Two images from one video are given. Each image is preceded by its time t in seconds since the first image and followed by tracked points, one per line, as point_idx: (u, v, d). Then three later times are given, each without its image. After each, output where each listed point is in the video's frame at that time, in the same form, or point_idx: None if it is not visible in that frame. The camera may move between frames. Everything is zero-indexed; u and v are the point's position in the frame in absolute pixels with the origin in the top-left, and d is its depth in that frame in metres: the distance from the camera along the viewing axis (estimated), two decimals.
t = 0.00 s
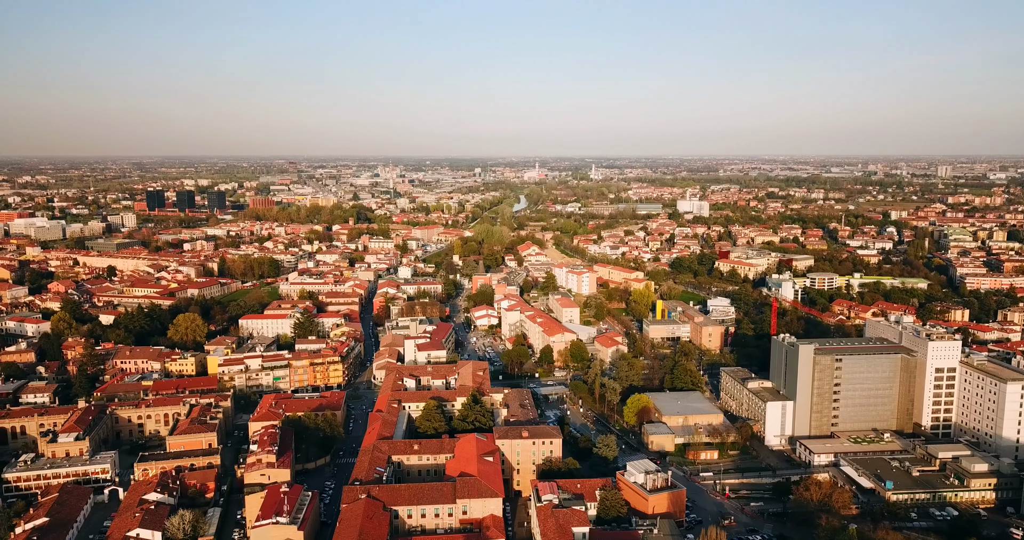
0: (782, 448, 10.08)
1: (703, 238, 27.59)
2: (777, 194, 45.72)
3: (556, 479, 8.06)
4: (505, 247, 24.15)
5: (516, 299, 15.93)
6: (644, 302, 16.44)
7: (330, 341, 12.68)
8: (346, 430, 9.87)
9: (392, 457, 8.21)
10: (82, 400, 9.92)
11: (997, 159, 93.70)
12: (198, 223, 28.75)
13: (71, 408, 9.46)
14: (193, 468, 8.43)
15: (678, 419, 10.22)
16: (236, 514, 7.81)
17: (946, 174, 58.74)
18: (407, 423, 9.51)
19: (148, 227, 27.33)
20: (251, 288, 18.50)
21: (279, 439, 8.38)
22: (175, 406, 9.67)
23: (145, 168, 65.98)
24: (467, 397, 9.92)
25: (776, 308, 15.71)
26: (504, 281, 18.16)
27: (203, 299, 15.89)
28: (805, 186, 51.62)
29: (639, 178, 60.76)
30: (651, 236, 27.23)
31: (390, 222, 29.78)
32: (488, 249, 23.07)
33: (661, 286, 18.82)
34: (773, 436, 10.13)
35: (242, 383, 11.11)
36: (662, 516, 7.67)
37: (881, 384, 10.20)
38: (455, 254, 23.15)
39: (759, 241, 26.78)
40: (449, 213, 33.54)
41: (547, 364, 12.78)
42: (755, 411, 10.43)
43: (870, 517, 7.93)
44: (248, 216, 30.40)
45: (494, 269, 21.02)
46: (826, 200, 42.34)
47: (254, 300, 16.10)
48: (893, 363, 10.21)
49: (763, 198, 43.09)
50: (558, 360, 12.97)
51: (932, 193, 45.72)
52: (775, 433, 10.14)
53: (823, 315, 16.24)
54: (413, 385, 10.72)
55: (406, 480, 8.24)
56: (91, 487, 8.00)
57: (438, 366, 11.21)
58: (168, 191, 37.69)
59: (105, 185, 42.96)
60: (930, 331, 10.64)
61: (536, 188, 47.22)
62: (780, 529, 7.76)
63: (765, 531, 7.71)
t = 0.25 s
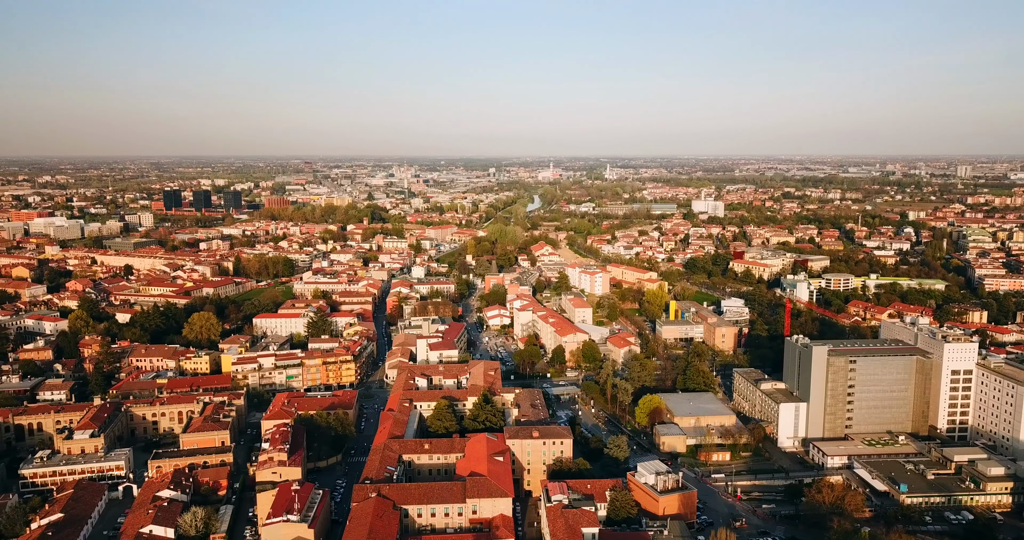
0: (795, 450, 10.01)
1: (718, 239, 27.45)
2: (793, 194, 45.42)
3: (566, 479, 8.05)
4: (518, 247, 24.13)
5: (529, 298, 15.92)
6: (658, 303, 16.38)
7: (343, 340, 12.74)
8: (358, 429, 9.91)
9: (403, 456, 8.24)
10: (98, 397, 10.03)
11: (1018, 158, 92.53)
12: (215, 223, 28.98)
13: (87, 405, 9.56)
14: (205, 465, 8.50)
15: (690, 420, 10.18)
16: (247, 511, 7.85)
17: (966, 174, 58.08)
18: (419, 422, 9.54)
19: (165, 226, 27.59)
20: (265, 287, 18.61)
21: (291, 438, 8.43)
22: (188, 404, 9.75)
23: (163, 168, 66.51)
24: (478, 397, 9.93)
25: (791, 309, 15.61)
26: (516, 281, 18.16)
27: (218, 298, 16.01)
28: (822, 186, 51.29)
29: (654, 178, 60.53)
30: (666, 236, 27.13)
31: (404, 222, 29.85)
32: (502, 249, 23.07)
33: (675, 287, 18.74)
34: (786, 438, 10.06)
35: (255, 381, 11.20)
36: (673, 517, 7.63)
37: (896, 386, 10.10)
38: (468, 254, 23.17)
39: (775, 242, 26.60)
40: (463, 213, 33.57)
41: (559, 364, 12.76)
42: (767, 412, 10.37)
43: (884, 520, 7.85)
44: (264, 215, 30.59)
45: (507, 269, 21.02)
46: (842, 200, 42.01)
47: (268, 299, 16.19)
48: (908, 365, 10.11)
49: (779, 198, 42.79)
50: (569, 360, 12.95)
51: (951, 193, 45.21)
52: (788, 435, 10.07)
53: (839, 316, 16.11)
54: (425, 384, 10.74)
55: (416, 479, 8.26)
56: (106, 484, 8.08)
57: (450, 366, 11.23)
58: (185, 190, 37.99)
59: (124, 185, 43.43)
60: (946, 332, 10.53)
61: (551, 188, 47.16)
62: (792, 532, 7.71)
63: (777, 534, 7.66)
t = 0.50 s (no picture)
0: (808, 452, 9.94)
1: (732, 239, 27.30)
2: (809, 194, 45.11)
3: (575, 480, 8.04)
4: (531, 247, 24.11)
5: (541, 298, 15.92)
6: (671, 303, 16.32)
7: (355, 340, 12.79)
8: (369, 428, 9.95)
9: (413, 455, 8.26)
10: (112, 395, 10.14)
11: None
12: (230, 222, 29.19)
13: (102, 403, 9.66)
14: (217, 463, 8.56)
15: (701, 421, 10.13)
16: (258, 509, 7.91)
17: (985, 174, 57.44)
18: (429, 421, 9.56)
19: (180, 225, 27.81)
20: (279, 286, 18.72)
21: (302, 436, 8.48)
22: (201, 402, 9.83)
23: (179, 168, 67.02)
24: (489, 397, 9.94)
25: (805, 310, 15.50)
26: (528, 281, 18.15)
27: (232, 297, 16.12)
28: (839, 186, 50.95)
29: (668, 177, 60.29)
30: (679, 236, 27.02)
31: (417, 222, 29.92)
32: (514, 249, 23.07)
33: (688, 287, 18.67)
34: (799, 440, 9.99)
35: (268, 380, 11.28)
36: (683, 519, 7.59)
37: (910, 388, 10.01)
38: (481, 254, 23.18)
39: (789, 242, 26.42)
40: (477, 213, 33.59)
41: (570, 364, 12.75)
42: (780, 414, 10.31)
43: (897, 523, 7.78)
44: (279, 215, 30.77)
45: (519, 268, 21.02)
46: (859, 201, 41.69)
47: (281, 298, 16.28)
48: (923, 367, 10.01)
49: (795, 198, 42.50)
50: (581, 360, 12.92)
51: (970, 193, 44.70)
52: (800, 437, 10.00)
53: (854, 317, 15.98)
54: (436, 384, 10.76)
55: (426, 478, 8.28)
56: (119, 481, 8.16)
57: (461, 366, 11.25)
58: (200, 190, 38.26)
59: (141, 184, 43.85)
60: (961, 334, 10.42)
61: (564, 188, 47.09)
62: (803, 535, 7.65)
63: (788, 536, 7.60)
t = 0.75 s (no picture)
0: (820, 454, 9.87)
1: (746, 239, 27.16)
2: (825, 194, 44.79)
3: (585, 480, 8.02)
4: (544, 247, 24.11)
5: (552, 298, 15.90)
6: (683, 304, 16.26)
7: (367, 339, 12.84)
8: (380, 427, 9.99)
9: (423, 454, 8.28)
10: (126, 393, 10.23)
11: None
12: (245, 222, 29.39)
13: (116, 401, 9.76)
14: (229, 461, 8.62)
15: (713, 422, 10.07)
16: (269, 508, 7.95)
17: (1004, 174, 56.77)
18: (439, 421, 9.57)
19: (196, 225, 28.03)
20: (293, 286, 18.83)
21: (313, 435, 8.51)
22: (214, 401, 9.90)
23: (196, 167, 67.52)
24: (499, 397, 9.94)
25: (819, 311, 15.39)
26: (541, 280, 18.14)
27: (246, 296, 16.23)
28: (855, 186, 50.60)
29: (682, 177, 60.04)
30: (693, 237, 26.91)
31: (431, 222, 29.98)
32: (527, 249, 23.06)
33: (701, 288, 18.59)
34: (811, 441, 9.92)
35: (280, 378, 11.33)
36: (693, 520, 7.56)
37: (925, 390, 9.91)
38: (493, 254, 23.19)
39: (804, 242, 26.24)
40: (490, 213, 33.62)
41: (582, 364, 12.72)
42: (792, 415, 10.24)
43: (909, 527, 7.70)
44: (293, 215, 30.96)
45: (532, 268, 21.02)
46: (875, 201, 41.35)
47: (294, 298, 16.38)
48: (938, 369, 9.91)
49: (810, 198, 42.21)
50: (592, 361, 12.89)
51: (989, 193, 44.18)
52: (812, 438, 9.93)
53: (868, 319, 15.84)
54: (446, 383, 10.78)
55: (436, 478, 8.30)
56: (132, 478, 8.23)
57: (472, 365, 11.26)
58: (216, 190, 38.55)
59: (158, 184, 44.24)
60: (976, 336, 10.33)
61: (578, 188, 47.02)
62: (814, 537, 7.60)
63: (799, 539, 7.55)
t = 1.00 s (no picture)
0: (833, 456, 9.80)
1: (760, 239, 27.00)
2: (841, 194, 44.46)
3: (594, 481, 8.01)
4: (556, 247, 24.08)
5: (564, 298, 15.87)
6: (696, 304, 16.19)
7: (378, 338, 12.87)
8: (390, 426, 10.02)
9: (432, 454, 8.30)
10: (140, 391, 10.33)
11: None
12: (259, 221, 29.57)
13: (130, 398, 9.85)
14: (241, 459, 8.68)
15: (724, 424, 10.02)
16: (280, 505, 8.00)
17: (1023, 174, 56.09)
18: (449, 420, 9.59)
19: (211, 224, 28.25)
20: (306, 285, 18.94)
21: (323, 434, 8.55)
22: (226, 399, 9.97)
23: (211, 166, 67.95)
24: (510, 397, 9.95)
25: (833, 312, 15.26)
26: (552, 281, 18.13)
27: (259, 295, 16.33)
28: (872, 186, 50.23)
29: (697, 177, 59.76)
30: (707, 237, 26.79)
31: (444, 222, 30.04)
32: (539, 249, 23.05)
33: (714, 288, 18.49)
34: (823, 443, 9.85)
35: (292, 378, 11.36)
36: (703, 522, 7.52)
37: (939, 392, 9.80)
38: (506, 254, 23.19)
39: (819, 243, 26.05)
40: (503, 213, 33.63)
41: (593, 364, 12.69)
42: (804, 417, 10.17)
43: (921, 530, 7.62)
44: (307, 215, 31.12)
45: (544, 268, 21.01)
46: (892, 201, 41.02)
47: (307, 297, 16.46)
48: (952, 371, 9.79)
49: (826, 198, 41.90)
50: (604, 361, 12.83)
51: (1008, 194, 43.66)
52: (825, 440, 9.85)
53: (884, 320, 15.70)
54: (457, 383, 10.80)
55: (446, 477, 8.31)
56: (145, 475, 8.31)
57: (483, 365, 11.27)
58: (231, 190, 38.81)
59: (175, 184, 44.64)
60: (993, 338, 10.13)
61: (591, 188, 46.92)
62: None
63: None
